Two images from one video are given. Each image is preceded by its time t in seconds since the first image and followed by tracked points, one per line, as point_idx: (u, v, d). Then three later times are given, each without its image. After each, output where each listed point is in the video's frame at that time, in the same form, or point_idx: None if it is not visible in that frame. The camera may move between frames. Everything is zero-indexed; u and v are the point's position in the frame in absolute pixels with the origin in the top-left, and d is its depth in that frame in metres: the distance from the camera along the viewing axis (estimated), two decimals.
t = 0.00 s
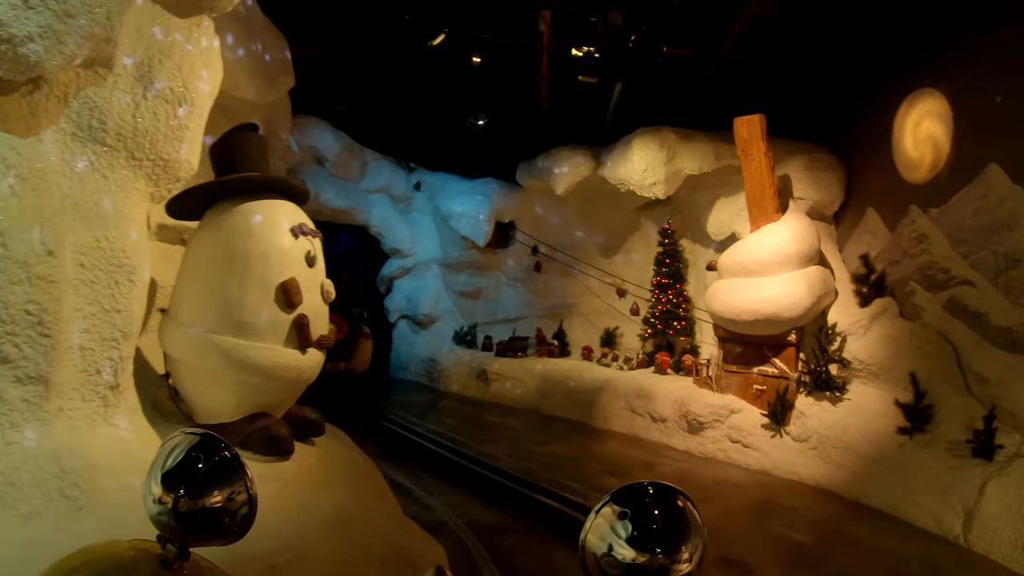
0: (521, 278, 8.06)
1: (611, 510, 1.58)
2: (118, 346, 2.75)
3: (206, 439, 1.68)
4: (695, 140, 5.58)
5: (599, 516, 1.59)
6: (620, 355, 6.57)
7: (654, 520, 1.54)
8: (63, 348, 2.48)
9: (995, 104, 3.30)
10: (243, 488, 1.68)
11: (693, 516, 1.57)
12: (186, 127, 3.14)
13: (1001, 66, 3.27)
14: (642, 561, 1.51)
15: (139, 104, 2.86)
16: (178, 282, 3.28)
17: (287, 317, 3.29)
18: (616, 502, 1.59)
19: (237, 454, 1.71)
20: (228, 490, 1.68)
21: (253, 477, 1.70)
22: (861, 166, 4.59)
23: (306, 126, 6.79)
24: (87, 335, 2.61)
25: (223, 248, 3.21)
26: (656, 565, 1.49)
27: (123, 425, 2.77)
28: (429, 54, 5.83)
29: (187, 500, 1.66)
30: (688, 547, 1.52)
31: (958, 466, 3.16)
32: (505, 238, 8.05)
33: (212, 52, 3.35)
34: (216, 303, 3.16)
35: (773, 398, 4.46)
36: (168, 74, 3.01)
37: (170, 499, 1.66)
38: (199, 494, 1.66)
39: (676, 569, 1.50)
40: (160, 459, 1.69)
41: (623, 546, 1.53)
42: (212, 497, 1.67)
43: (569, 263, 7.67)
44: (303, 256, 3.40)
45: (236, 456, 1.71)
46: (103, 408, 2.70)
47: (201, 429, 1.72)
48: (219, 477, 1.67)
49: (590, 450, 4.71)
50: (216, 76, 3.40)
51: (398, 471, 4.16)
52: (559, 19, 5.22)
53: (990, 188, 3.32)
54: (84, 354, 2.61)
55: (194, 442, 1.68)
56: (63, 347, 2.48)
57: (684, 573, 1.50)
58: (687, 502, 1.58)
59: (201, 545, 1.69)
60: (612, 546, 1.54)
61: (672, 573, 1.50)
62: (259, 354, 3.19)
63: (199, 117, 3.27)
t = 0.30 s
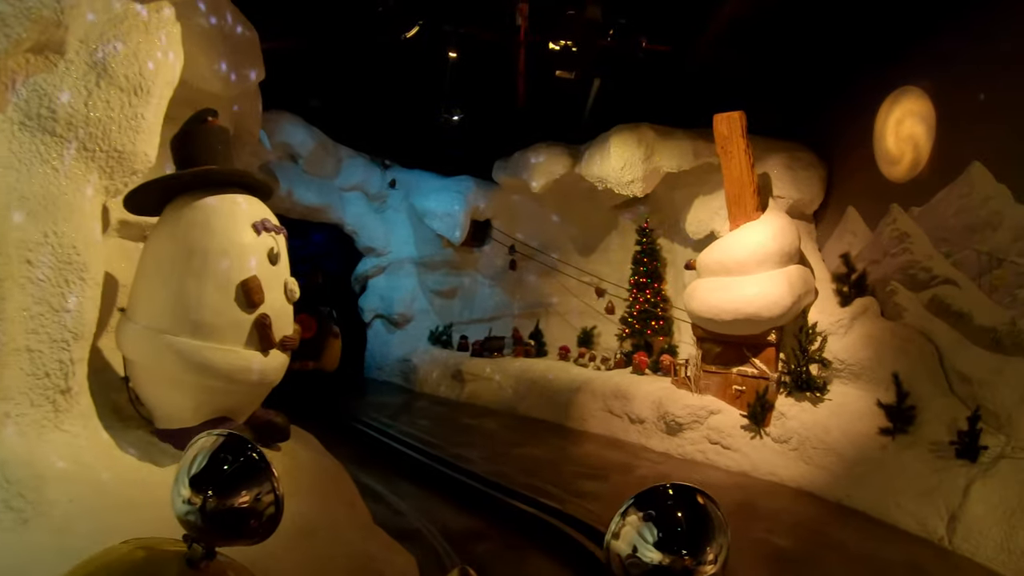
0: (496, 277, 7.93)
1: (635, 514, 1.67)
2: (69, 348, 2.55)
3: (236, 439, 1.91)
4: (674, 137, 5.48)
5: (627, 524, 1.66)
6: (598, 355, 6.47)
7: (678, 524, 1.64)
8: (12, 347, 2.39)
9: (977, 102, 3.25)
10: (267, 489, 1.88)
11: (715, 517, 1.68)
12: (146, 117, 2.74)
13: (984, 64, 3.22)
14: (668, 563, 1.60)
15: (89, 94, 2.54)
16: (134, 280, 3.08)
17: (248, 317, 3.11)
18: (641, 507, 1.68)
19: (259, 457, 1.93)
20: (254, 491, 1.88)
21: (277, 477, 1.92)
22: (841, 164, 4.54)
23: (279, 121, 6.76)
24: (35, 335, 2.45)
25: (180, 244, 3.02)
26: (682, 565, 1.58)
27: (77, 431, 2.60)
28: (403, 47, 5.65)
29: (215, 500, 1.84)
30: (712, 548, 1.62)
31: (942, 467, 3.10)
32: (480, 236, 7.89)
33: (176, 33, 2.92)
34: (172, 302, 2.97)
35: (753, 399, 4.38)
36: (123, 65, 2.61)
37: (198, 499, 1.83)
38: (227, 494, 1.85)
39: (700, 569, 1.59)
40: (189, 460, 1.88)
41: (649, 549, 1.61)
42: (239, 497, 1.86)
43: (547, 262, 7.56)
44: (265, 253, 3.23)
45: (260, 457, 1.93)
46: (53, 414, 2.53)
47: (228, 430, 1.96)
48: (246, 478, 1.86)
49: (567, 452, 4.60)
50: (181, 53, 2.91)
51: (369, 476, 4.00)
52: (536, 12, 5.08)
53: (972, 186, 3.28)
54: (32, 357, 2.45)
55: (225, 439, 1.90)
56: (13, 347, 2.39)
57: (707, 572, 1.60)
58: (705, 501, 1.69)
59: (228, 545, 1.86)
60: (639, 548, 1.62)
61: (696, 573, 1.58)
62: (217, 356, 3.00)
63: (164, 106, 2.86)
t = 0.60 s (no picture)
0: (466, 275, 7.76)
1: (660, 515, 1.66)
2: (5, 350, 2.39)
3: (265, 438, 1.86)
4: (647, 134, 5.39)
5: (652, 522, 1.66)
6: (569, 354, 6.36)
7: (702, 521, 1.63)
8: None
9: (955, 99, 3.22)
10: (294, 488, 1.83)
11: (739, 514, 1.68)
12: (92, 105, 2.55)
13: (962, 61, 3.19)
14: (693, 561, 1.59)
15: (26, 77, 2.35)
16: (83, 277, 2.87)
17: (201, 316, 2.91)
18: (665, 505, 1.68)
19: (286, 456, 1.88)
20: (281, 490, 1.81)
21: (303, 476, 1.87)
22: (816, 163, 4.50)
23: (245, 116, 6.27)
24: None
25: (131, 238, 2.82)
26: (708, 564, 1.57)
27: (20, 435, 2.51)
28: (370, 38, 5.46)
29: (242, 500, 1.77)
30: (735, 545, 1.62)
31: (920, 467, 3.06)
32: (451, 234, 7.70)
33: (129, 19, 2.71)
34: (120, 300, 2.77)
35: (727, 398, 4.34)
36: (69, 45, 2.43)
37: (226, 499, 1.77)
38: (254, 494, 1.78)
39: (726, 566, 1.59)
40: (216, 459, 1.83)
41: (676, 547, 1.61)
42: (266, 497, 1.79)
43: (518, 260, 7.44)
44: (219, 249, 3.01)
45: (285, 456, 1.87)
46: None
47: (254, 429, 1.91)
48: (273, 477, 1.80)
49: (538, 454, 4.48)
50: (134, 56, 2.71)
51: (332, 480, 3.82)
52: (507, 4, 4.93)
53: (950, 184, 3.25)
54: None
55: (255, 438, 1.86)
56: None
57: (732, 569, 1.60)
58: (728, 497, 1.69)
59: (254, 544, 1.81)
60: (665, 547, 1.62)
61: (721, 570, 1.59)
62: (169, 357, 2.80)
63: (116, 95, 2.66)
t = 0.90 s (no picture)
0: (426, 273, 7.55)
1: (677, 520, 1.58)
2: None
3: (280, 440, 1.81)
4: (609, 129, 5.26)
5: (668, 524, 1.59)
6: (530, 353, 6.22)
7: (716, 521, 1.55)
8: None
9: (921, 97, 3.22)
10: (310, 491, 1.77)
11: (750, 510, 1.60)
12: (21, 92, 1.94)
13: (929, 58, 3.18)
14: (708, 561, 1.53)
15: None
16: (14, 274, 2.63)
17: (140, 316, 2.65)
18: (676, 506, 1.61)
19: (302, 459, 1.83)
20: (296, 493, 1.76)
21: (319, 479, 1.82)
22: (779, 161, 4.49)
23: (199, 110, 6.01)
24: None
25: (64, 233, 2.57)
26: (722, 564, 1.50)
27: None
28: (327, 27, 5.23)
29: (258, 503, 1.72)
30: (751, 543, 1.55)
31: (888, 465, 3.03)
32: (410, 232, 7.47)
33: None
34: (51, 298, 2.52)
35: (690, 397, 4.28)
36: None
37: (242, 503, 1.71)
38: (269, 497, 1.72)
39: (740, 566, 1.53)
40: (230, 463, 1.77)
41: (693, 548, 1.54)
42: (282, 500, 1.73)
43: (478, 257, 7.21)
44: (160, 245, 2.76)
45: (300, 458, 1.82)
46: None
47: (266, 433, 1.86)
48: (290, 478, 1.75)
49: (499, 454, 4.35)
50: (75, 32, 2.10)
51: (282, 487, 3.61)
52: None
53: (916, 182, 3.24)
54: None
55: (269, 441, 1.80)
56: None
57: (746, 569, 1.53)
58: (740, 494, 1.61)
59: (269, 548, 1.74)
60: (682, 548, 1.55)
61: (735, 569, 1.52)
62: (105, 360, 2.56)
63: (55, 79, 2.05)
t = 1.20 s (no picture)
0: (377, 261, 7.03)
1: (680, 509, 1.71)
2: None
3: (271, 431, 2.00)
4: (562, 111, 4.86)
5: (670, 516, 1.72)
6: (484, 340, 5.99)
7: (714, 507, 1.68)
8: None
9: (882, 80, 3.21)
10: (305, 480, 1.94)
11: (746, 492, 1.73)
12: None
13: (890, 42, 3.18)
14: (708, 544, 1.67)
15: None
16: None
17: (62, 310, 2.42)
18: (674, 494, 1.74)
19: (293, 446, 2.00)
20: (292, 482, 1.92)
21: (310, 466, 1.99)
22: (736, 145, 4.44)
23: (144, 98, 6.04)
24: None
25: None
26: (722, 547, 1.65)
27: None
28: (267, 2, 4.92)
29: (253, 492, 1.88)
30: (750, 525, 1.69)
31: (848, 450, 3.02)
32: (361, 219, 6.92)
33: None
34: None
35: (646, 383, 4.17)
36: None
37: (237, 493, 1.88)
38: (264, 487, 1.88)
39: (740, 547, 1.68)
40: (226, 454, 1.95)
41: (694, 535, 1.68)
42: (279, 489, 1.89)
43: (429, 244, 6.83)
44: (84, 233, 2.51)
45: (293, 447, 2.00)
46: None
47: (260, 424, 2.04)
48: (285, 466, 1.92)
49: (451, 446, 4.20)
50: None
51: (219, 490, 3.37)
52: None
53: (874, 167, 3.23)
54: None
55: (258, 432, 1.98)
56: None
57: (747, 550, 1.68)
58: (740, 481, 1.73)
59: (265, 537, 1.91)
60: (684, 535, 1.69)
61: (736, 551, 1.67)
62: (26, 360, 2.35)
63: None
